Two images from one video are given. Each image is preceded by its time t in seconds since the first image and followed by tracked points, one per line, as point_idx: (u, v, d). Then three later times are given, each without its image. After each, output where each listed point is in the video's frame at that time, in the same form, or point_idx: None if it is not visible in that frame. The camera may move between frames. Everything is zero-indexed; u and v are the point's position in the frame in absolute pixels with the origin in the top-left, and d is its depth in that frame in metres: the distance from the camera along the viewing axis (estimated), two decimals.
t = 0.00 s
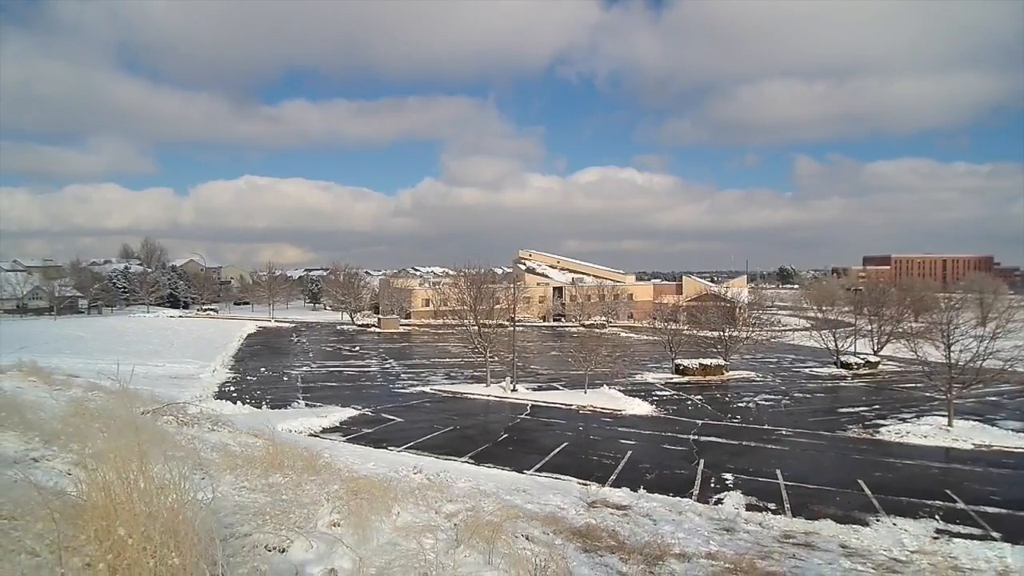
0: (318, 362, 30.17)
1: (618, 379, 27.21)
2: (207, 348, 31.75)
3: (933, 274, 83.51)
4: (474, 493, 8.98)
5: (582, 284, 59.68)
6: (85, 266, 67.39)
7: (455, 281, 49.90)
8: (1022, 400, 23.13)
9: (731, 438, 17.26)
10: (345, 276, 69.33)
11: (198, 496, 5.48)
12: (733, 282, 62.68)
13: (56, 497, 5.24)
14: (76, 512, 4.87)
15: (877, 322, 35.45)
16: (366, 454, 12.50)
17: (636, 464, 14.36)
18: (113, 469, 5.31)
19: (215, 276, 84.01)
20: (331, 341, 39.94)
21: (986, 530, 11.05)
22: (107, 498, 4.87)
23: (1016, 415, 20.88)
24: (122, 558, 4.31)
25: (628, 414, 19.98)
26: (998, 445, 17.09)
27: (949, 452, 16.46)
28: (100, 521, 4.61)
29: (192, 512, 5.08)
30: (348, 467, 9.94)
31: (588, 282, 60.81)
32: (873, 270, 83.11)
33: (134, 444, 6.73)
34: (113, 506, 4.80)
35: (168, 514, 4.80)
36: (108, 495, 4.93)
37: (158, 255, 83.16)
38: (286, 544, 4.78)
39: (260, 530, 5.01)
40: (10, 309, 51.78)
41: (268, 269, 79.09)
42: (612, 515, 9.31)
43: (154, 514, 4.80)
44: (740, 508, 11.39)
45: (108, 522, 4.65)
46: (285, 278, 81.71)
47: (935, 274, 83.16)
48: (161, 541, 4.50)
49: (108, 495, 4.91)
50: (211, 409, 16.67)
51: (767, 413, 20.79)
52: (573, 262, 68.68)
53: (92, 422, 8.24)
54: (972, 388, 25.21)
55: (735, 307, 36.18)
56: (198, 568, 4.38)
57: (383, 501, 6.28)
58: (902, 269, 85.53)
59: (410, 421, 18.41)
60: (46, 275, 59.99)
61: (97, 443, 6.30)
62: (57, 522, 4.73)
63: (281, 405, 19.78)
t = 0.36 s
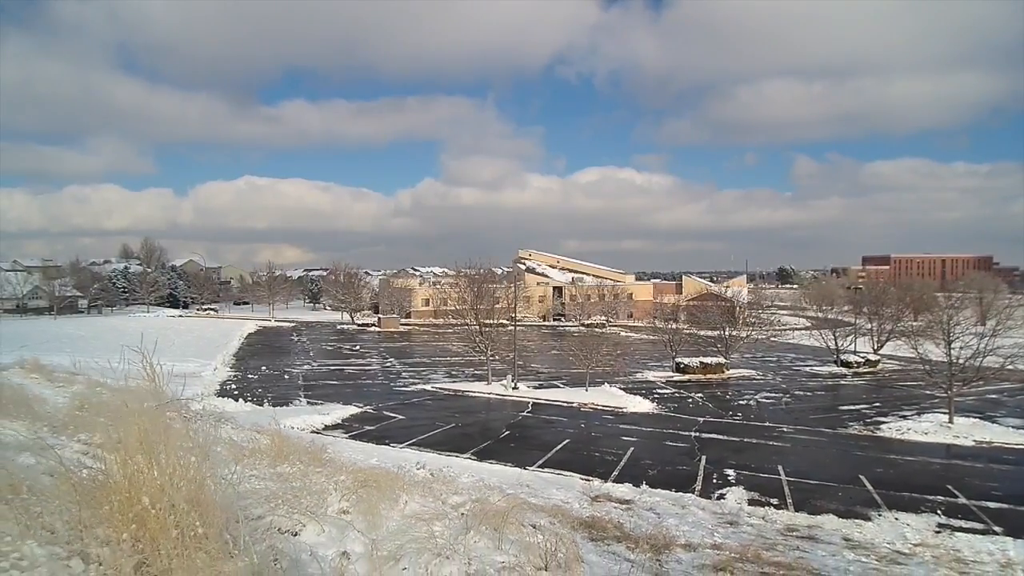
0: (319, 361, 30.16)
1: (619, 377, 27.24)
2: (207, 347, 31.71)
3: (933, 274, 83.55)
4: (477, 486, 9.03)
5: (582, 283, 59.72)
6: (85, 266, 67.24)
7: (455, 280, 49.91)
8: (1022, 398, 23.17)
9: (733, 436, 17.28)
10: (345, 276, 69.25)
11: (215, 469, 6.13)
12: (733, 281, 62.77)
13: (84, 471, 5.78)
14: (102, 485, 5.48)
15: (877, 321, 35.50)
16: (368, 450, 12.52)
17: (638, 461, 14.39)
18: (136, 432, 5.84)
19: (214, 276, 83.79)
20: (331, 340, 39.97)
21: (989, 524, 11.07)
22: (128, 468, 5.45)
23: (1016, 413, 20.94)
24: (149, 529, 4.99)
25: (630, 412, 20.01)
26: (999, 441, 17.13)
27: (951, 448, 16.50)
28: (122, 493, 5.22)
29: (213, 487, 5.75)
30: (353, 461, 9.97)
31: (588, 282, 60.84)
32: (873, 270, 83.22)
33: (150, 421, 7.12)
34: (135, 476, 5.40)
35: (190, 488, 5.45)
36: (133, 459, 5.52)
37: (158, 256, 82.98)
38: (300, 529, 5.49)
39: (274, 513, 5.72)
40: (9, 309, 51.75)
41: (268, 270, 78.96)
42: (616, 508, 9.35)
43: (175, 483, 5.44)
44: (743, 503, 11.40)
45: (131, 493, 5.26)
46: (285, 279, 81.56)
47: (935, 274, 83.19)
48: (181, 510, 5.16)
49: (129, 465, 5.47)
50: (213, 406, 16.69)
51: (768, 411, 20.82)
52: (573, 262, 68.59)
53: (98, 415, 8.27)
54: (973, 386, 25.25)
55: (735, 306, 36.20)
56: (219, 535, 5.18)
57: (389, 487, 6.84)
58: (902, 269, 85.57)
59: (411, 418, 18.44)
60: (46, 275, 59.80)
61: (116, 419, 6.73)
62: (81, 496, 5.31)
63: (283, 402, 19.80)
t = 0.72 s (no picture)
0: (319, 359, 30.19)
1: (619, 375, 27.30)
2: (208, 346, 31.71)
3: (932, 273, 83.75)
4: (479, 480, 9.09)
5: (582, 283, 59.77)
6: (84, 266, 67.19)
7: (454, 280, 49.93)
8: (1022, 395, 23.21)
9: (733, 433, 17.32)
10: (345, 276, 69.19)
11: (230, 448, 6.32)
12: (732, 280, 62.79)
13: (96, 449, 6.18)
14: (118, 462, 5.68)
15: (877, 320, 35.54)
16: (370, 445, 12.55)
17: (639, 457, 14.43)
18: (153, 395, 5.80)
19: (213, 276, 83.69)
20: (331, 339, 40.01)
21: (988, 519, 11.09)
22: (142, 444, 5.54)
23: (1015, 410, 20.99)
24: (165, 506, 5.28)
25: (630, 409, 20.07)
26: (999, 438, 17.18)
27: (950, 445, 16.55)
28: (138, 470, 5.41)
29: (228, 464, 5.95)
30: (354, 455, 10.01)
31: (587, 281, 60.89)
32: (871, 270, 83.28)
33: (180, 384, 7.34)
34: (149, 450, 5.53)
35: (206, 463, 5.63)
36: (148, 425, 5.55)
37: (157, 255, 82.94)
38: (308, 513, 5.73)
39: (281, 498, 5.98)
40: (9, 309, 51.69)
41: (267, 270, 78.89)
42: (616, 502, 9.41)
43: (192, 458, 5.60)
44: (743, 498, 11.44)
45: (147, 469, 5.45)
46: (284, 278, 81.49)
47: (934, 274, 83.40)
48: (196, 486, 5.40)
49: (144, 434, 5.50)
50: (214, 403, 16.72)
51: (768, 408, 20.87)
52: (573, 261, 68.61)
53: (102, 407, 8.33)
54: (972, 383, 25.29)
55: (734, 305, 36.25)
56: (233, 511, 5.46)
57: (395, 480, 7.02)
58: (901, 268, 85.80)
59: (412, 415, 18.47)
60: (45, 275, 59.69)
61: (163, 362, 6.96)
62: (97, 475, 5.59)
63: (283, 400, 19.83)
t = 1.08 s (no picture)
0: (318, 359, 30.19)
1: (618, 375, 27.32)
2: (207, 346, 31.70)
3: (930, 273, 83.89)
4: (479, 479, 9.10)
5: (580, 283, 59.81)
6: (82, 266, 67.11)
7: (453, 280, 49.92)
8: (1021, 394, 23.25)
9: (732, 432, 17.35)
10: (343, 275, 69.16)
11: (240, 446, 6.43)
12: (731, 280, 62.90)
13: (107, 448, 6.15)
14: (130, 458, 5.74)
15: (875, 320, 35.56)
16: (371, 444, 12.54)
17: (639, 456, 14.45)
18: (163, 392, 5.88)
19: (212, 276, 83.63)
20: (330, 339, 40.01)
21: (987, 517, 11.13)
22: (154, 440, 5.61)
23: (1014, 409, 21.04)
24: (176, 500, 5.33)
25: (629, 409, 20.09)
26: (997, 437, 17.22)
27: (949, 444, 16.59)
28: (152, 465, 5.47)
29: (238, 461, 6.00)
30: (354, 454, 10.02)
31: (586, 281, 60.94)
32: (870, 269, 83.39)
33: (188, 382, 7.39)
34: (161, 446, 5.60)
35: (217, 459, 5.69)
36: (160, 418, 5.63)
37: (155, 255, 82.90)
38: (314, 510, 5.77)
39: (288, 494, 6.01)
40: (7, 309, 51.63)
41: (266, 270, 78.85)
42: (617, 500, 9.44)
43: (204, 453, 5.71)
44: (743, 497, 11.45)
45: (161, 464, 5.52)
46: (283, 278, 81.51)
47: (932, 274, 83.55)
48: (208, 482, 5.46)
49: (155, 429, 5.57)
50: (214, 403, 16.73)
51: (767, 408, 20.90)
52: (572, 261, 68.65)
53: (106, 405, 8.34)
54: (970, 383, 25.32)
55: (733, 304, 36.28)
56: (245, 507, 5.48)
57: (396, 478, 7.07)
58: (899, 268, 86.00)
59: (411, 414, 18.49)
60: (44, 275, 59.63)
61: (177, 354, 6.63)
62: (109, 470, 5.64)
63: (282, 400, 19.83)
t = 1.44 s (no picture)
0: (317, 359, 30.21)
1: (617, 375, 27.36)
2: (206, 346, 31.70)
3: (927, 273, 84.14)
4: (478, 481, 9.12)
5: (579, 283, 59.90)
6: (81, 266, 67.09)
7: (452, 280, 49.98)
8: (1017, 395, 23.34)
9: (731, 432, 17.39)
10: (342, 275, 69.16)
11: (248, 451, 6.48)
12: (729, 279, 62.98)
13: (116, 454, 6.20)
14: (139, 464, 5.81)
15: (873, 320, 35.65)
16: (371, 445, 12.57)
17: (638, 457, 14.49)
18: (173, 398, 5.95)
19: (211, 276, 83.59)
20: (329, 339, 40.07)
21: (984, 518, 11.17)
22: (162, 447, 5.67)
23: (1011, 409, 21.12)
24: (186, 507, 5.35)
25: (628, 409, 20.14)
26: (994, 437, 17.28)
27: (947, 444, 16.65)
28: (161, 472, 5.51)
29: (246, 466, 6.00)
30: (353, 455, 10.02)
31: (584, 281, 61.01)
32: (868, 269, 83.62)
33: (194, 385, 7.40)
34: (172, 453, 5.66)
35: (224, 465, 5.70)
36: (171, 427, 5.70)
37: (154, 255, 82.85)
38: (317, 515, 5.79)
39: (293, 499, 6.00)
40: (5, 309, 51.55)
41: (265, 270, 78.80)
42: (616, 501, 9.49)
43: (213, 459, 5.72)
44: (741, 497, 11.50)
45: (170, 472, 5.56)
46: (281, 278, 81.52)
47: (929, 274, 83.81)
48: (218, 488, 5.44)
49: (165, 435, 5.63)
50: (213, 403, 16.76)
51: (765, 408, 20.97)
52: (570, 261, 68.77)
53: (108, 408, 8.38)
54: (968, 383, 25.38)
55: (732, 305, 36.33)
56: (254, 512, 5.44)
57: (397, 481, 7.07)
58: (897, 268, 86.30)
59: (411, 415, 18.52)
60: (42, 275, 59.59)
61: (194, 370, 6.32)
62: (119, 477, 5.68)
63: (282, 400, 19.87)
